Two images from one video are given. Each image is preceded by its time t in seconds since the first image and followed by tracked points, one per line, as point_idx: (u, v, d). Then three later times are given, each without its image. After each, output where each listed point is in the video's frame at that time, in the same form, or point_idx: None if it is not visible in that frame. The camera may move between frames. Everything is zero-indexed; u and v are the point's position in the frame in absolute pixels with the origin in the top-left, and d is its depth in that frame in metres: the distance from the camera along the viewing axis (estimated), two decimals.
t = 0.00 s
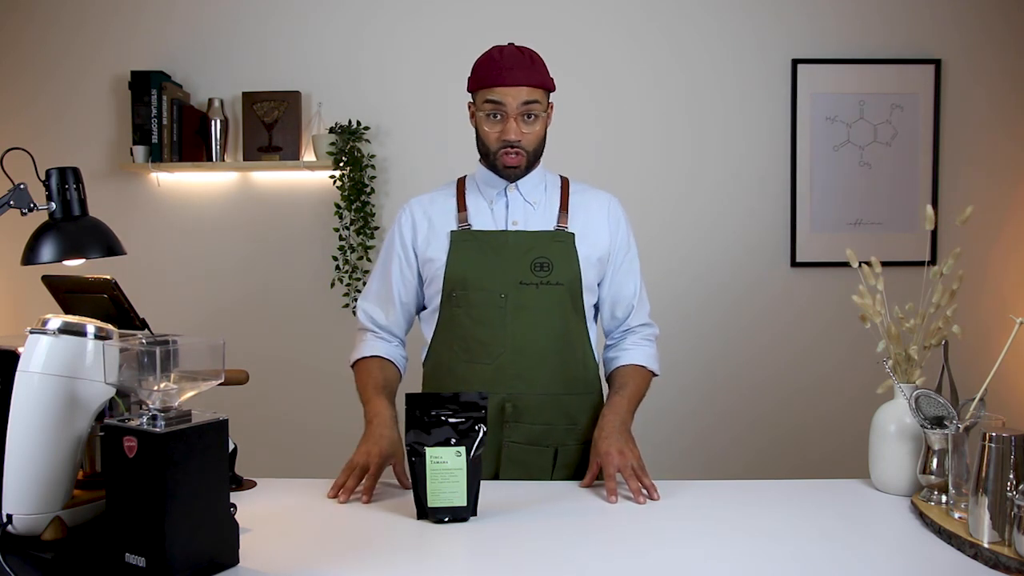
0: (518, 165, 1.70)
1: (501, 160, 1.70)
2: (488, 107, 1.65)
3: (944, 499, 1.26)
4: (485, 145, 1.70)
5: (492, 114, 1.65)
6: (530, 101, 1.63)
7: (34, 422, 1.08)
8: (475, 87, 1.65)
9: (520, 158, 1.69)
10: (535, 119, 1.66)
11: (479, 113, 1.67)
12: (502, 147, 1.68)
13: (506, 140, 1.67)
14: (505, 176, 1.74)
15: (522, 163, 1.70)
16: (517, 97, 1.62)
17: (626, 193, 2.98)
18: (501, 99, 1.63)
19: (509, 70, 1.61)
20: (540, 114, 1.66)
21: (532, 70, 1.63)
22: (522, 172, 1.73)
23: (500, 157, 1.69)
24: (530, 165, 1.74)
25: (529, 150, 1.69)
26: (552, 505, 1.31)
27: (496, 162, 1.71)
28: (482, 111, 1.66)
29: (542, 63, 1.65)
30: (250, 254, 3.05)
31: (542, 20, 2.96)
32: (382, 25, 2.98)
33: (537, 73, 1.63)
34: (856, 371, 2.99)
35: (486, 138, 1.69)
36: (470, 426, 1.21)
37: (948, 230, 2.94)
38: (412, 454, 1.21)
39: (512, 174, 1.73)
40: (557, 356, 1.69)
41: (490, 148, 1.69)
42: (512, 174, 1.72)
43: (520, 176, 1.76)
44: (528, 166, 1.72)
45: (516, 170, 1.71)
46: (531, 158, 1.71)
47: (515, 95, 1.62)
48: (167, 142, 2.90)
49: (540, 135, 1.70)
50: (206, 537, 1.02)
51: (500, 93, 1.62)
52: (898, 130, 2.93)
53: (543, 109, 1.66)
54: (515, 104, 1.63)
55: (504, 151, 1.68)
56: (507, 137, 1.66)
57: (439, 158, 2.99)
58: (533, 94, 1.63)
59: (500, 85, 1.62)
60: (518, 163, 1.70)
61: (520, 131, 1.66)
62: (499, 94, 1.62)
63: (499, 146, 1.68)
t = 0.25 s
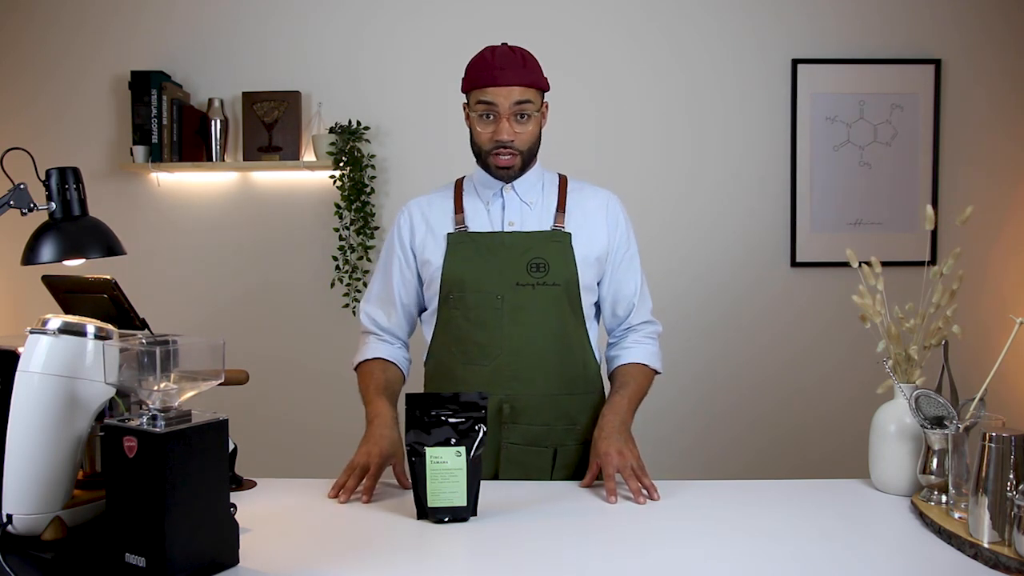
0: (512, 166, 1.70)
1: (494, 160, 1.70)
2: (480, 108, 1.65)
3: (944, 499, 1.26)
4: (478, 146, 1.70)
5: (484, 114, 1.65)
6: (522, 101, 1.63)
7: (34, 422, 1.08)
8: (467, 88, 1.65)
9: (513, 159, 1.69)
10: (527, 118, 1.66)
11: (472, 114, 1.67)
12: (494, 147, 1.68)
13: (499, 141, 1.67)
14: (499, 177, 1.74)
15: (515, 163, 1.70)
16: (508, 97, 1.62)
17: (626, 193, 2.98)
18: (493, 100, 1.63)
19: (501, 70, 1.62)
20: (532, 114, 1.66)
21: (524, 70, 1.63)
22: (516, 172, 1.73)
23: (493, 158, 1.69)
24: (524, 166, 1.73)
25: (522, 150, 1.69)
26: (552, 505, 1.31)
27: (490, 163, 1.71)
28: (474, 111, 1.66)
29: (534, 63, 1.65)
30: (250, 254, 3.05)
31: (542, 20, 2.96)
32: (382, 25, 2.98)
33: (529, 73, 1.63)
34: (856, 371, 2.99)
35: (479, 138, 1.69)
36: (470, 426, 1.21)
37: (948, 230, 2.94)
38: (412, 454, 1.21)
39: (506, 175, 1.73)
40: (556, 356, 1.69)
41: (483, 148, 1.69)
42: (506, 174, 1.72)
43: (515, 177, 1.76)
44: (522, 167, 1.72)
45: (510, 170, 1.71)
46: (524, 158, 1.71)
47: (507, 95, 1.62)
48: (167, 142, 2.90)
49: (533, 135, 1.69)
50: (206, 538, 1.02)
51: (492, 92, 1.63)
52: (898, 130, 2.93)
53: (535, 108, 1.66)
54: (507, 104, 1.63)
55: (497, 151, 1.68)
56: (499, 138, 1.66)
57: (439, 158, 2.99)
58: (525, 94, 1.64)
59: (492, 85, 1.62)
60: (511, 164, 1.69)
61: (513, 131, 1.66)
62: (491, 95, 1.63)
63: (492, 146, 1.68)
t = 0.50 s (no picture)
0: (514, 162, 1.71)
1: (496, 156, 1.70)
2: (484, 105, 1.65)
3: (944, 499, 1.26)
4: (481, 141, 1.70)
5: (488, 111, 1.66)
6: (526, 99, 1.64)
7: (34, 422, 1.08)
8: (471, 84, 1.66)
9: (515, 155, 1.70)
10: (530, 116, 1.66)
11: (475, 110, 1.68)
12: (497, 143, 1.68)
13: (501, 138, 1.67)
14: (501, 173, 1.74)
15: (517, 160, 1.71)
16: (512, 94, 1.62)
17: (626, 192, 2.98)
18: (497, 97, 1.63)
19: (505, 68, 1.62)
20: (535, 112, 1.66)
21: (529, 68, 1.63)
22: (518, 169, 1.73)
23: (496, 153, 1.70)
24: (526, 163, 1.74)
25: (524, 147, 1.69)
26: (552, 505, 1.31)
27: (492, 159, 1.71)
28: (478, 108, 1.66)
29: (539, 62, 1.65)
30: (250, 254, 3.06)
31: (542, 20, 2.96)
32: (382, 25, 2.98)
33: (533, 71, 1.63)
34: (856, 371, 2.99)
35: (482, 134, 1.69)
36: (470, 426, 1.21)
37: (948, 230, 2.94)
38: (412, 454, 1.21)
39: (508, 171, 1.73)
40: (557, 356, 1.69)
41: (486, 144, 1.70)
42: (508, 170, 1.73)
43: (517, 175, 1.76)
44: (524, 164, 1.73)
45: (511, 166, 1.72)
46: (527, 155, 1.72)
47: (511, 93, 1.63)
48: (167, 142, 2.90)
49: (536, 133, 1.70)
50: (206, 538, 1.02)
51: (496, 89, 1.63)
52: (898, 130, 2.93)
53: (538, 106, 1.66)
54: (511, 102, 1.63)
55: (499, 147, 1.69)
56: (502, 135, 1.67)
57: (439, 158, 2.99)
58: (529, 92, 1.64)
59: (497, 82, 1.62)
60: (513, 160, 1.70)
61: (516, 129, 1.66)
62: (495, 92, 1.63)
63: (495, 142, 1.68)
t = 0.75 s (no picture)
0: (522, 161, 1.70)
1: (503, 155, 1.70)
2: (492, 103, 1.65)
3: (944, 499, 1.26)
4: (489, 140, 1.70)
5: (496, 109, 1.66)
6: (535, 98, 1.64)
7: (34, 423, 1.08)
8: (480, 82, 1.66)
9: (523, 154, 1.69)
10: (539, 115, 1.66)
11: (484, 108, 1.68)
12: (504, 142, 1.68)
13: (509, 136, 1.67)
14: (507, 173, 1.74)
15: (524, 159, 1.70)
16: (521, 93, 1.63)
17: (626, 192, 2.98)
18: (505, 95, 1.63)
19: (514, 67, 1.62)
20: (544, 111, 1.66)
21: (538, 68, 1.64)
22: (524, 169, 1.73)
23: (503, 151, 1.69)
24: (534, 163, 1.73)
25: (532, 147, 1.69)
26: (552, 505, 1.31)
27: (500, 158, 1.71)
28: (487, 106, 1.67)
29: (549, 62, 1.66)
30: (250, 254, 3.06)
31: (542, 20, 2.96)
32: (382, 25, 2.98)
33: (543, 71, 1.64)
34: (856, 371, 2.99)
35: (490, 133, 1.69)
36: (470, 426, 1.21)
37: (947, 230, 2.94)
38: (412, 454, 1.21)
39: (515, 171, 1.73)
40: (559, 355, 1.69)
41: (494, 143, 1.70)
42: (514, 170, 1.72)
43: (523, 175, 1.76)
44: (531, 164, 1.72)
45: (518, 166, 1.71)
46: (534, 156, 1.71)
47: (520, 91, 1.63)
48: (167, 143, 2.90)
49: (543, 133, 1.69)
50: (206, 538, 1.02)
51: (505, 87, 1.63)
52: (898, 130, 2.93)
53: (547, 106, 1.66)
54: (519, 100, 1.63)
55: (507, 146, 1.68)
56: (510, 133, 1.66)
57: (439, 157, 2.99)
58: (538, 91, 1.64)
59: (506, 80, 1.63)
60: (521, 159, 1.70)
61: (524, 127, 1.66)
62: (503, 90, 1.63)
63: (502, 141, 1.68)
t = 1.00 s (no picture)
0: (522, 161, 1.70)
1: (504, 154, 1.70)
2: (493, 103, 1.66)
3: (944, 499, 1.26)
4: (490, 139, 1.70)
5: (497, 109, 1.66)
6: (536, 98, 1.64)
7: (34, 422, 1.08)
8: (482, 82, 1.67)
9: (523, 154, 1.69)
10: (539, 115, 1.66)
11: (485, 108, 1.68)
12: (505, 141, 1.68)
13: (510, 135, 1.67)
14: (508, 173, 1.74)
15: (524, 159, 1.70)
16: (522, 93, 1.63)
17: (626, 192, 2.98)
18: (506, 95, 1.64)
19: (515, 67, 1.63)
20: (544, 111, 1.66)
21: (539, 68, 1.64)
22: (525, 169, 1.72)
23: (504, 151, 1.70)
24: (535, 163, 1.73)
25: (532, 146, 1.69)
26: (552, 505, 1.31)
27: (501, 158, 1.71)
28: (488, 106, 1.67)
29: (550, 63, 1.66)
30: (250, 254, 3.06)
31: (542, 20, 2.96)
32: (382, 25, 2.98)
33: (544, 71, 1.64)
34: (856, 371, 2.99)
35: (491, 133, 1.69)
36: (470, 426, 1.21)
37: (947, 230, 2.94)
38: (412, 454, 1.21)
39: (516, 171, 1.73)
40: (559, 355, 1.69)
41: (495, 143, 1.70)
42: (515, 170, 1.72)
43: (524, 175, 1.76)
44: (532, 164, 1.72)
45: (519, 166, 1.71)
46: (535, 156, 1.71)
47: (520, 91, 1.63)
48: (167, 142, 2.90)
49: (544, 134, 1.69)
50: (206, 538, 1.02)
51: (506, 87, 1.63)
52: (898, 130, 2.93)
53: (548, 106, 1.66)
54: (520, 100, 1.64)
55: (507, 145, 1.69)
56: (511, 132, 1.67)
57: (439, 157, 2.99)
58: (539, 91, 1.64)
59: (507, 80, 1.63)
60: (521, 159, 1.70)
61: (524, 127, 1.66)
62: (505, 90, 1.64)
63: (503, 140, 1.68)
